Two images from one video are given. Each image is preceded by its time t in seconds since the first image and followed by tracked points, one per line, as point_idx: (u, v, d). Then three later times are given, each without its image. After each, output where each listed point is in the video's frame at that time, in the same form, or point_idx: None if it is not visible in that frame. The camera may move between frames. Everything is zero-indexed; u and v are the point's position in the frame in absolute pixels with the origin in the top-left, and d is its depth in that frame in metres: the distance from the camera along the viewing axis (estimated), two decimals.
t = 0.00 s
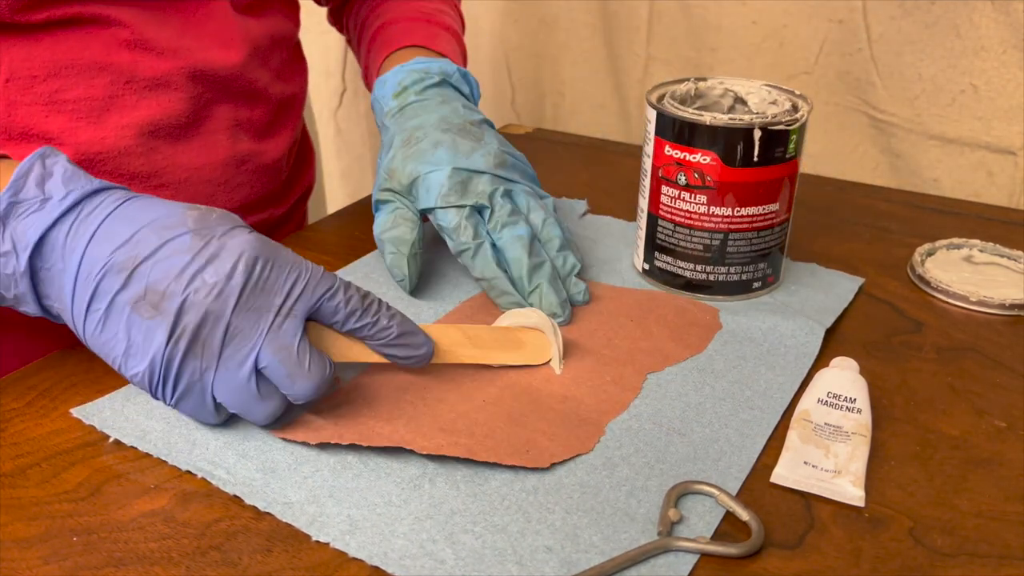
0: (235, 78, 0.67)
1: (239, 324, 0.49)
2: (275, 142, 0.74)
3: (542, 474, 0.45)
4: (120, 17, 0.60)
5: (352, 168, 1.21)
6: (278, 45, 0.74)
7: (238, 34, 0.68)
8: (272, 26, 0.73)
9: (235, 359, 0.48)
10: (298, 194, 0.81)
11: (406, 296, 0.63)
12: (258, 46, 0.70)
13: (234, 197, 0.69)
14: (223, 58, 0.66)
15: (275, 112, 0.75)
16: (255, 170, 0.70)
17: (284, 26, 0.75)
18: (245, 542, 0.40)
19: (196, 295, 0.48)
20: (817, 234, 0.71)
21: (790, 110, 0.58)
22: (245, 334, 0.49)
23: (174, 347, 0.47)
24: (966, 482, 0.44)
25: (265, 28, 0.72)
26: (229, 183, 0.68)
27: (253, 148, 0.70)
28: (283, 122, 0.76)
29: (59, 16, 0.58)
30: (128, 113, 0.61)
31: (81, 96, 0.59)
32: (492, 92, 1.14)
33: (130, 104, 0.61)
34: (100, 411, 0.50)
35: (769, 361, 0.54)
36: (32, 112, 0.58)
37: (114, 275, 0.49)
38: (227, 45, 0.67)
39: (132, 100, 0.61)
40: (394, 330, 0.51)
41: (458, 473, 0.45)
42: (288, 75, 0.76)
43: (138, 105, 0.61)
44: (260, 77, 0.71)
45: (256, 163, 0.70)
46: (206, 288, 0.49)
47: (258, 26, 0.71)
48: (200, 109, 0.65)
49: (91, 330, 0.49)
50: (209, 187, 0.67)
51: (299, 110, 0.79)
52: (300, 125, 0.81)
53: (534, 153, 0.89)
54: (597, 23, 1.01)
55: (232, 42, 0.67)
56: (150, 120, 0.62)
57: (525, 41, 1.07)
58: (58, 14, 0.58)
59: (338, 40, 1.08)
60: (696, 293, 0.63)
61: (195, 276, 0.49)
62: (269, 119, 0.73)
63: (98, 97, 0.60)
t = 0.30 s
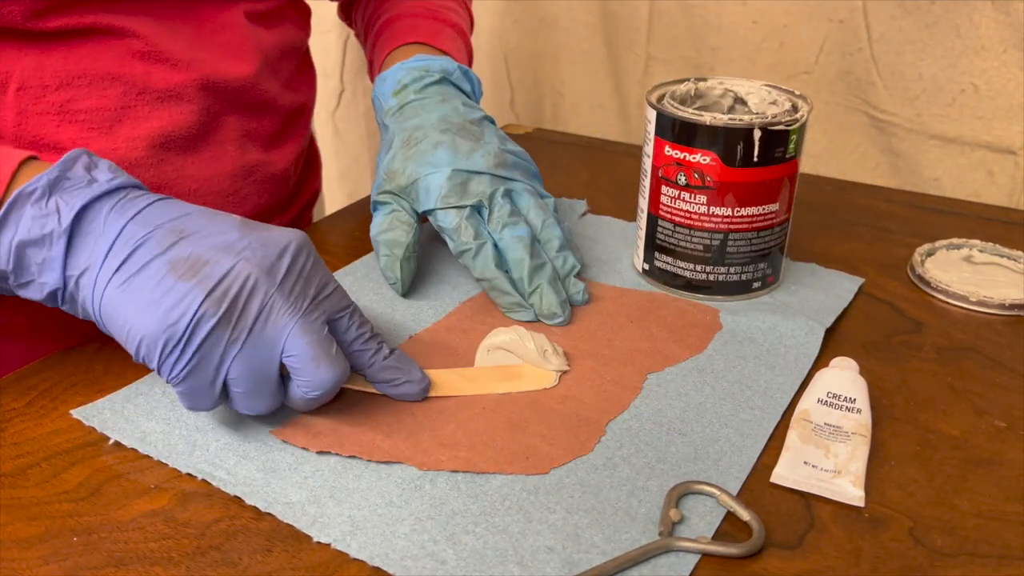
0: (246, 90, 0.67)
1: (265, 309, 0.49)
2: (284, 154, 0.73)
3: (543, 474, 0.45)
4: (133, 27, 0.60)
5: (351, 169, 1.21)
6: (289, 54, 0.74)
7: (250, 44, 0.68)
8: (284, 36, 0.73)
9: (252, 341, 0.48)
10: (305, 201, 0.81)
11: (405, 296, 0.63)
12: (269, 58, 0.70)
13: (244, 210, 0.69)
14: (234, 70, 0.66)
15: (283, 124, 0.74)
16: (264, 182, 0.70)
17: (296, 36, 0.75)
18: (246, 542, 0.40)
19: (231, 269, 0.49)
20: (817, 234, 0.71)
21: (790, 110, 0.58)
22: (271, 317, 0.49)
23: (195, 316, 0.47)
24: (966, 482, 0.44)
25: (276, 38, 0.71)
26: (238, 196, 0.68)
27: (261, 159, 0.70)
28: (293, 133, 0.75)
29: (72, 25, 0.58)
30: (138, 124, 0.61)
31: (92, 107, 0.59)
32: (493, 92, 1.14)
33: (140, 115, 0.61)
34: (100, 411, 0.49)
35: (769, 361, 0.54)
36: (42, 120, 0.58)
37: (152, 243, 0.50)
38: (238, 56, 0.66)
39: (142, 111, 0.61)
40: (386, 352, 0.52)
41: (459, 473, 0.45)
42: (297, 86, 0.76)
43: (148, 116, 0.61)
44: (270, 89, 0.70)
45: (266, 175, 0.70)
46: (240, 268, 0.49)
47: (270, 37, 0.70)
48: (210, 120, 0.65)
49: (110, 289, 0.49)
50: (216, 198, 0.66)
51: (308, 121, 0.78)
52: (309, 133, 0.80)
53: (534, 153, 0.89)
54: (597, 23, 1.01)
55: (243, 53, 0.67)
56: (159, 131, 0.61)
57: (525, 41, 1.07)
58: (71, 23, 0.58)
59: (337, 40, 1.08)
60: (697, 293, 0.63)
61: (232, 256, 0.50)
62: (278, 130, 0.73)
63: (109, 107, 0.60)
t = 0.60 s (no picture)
0: (257, 88, 0.67)
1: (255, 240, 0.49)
2: (292, 152, 0.74)
3: (542, 475, 0.45)
4: (150, 24, 0.60)
5: (350, 169, 1.21)
6: (298, 53, 0.74)
7: (262, 42, 0.67)
8: (293, 34, 0.73)
9: (229, 260, 0.48)
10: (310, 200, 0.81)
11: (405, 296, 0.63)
12: (279, 56, 0.70)
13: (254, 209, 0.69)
14: (246, 68, 0.66)
15: (292, 122, 0.74)
16: (273, 180, 0.70)
17: (303, 33, 0.75)
18: (245, 543, 0.40)
19: (236, 190, 0.49)
20: (817, 234, 0.71)
21: (789, 109, 0.58)
22: (253, 248, 0.49)
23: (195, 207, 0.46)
24: (966, 482, 0.44)
25: (286, 37, 0.72)
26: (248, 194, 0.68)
27: (270, 157, 0.70)
28: (299, 131, 0.76)
29: (90, 19, 0.58)
30: (154, 123, 0.61)
31: (109, 104, 0.59)
32: (493, 92, 1.14)
33: (156, 113, 0.61)
34: (100, 411, 0.49)
35: (769, 361, 0.54)
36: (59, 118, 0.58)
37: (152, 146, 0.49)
38: (251, 54, 0.66)
39: (158, 110, 0.61)
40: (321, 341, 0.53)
41: (459, 473, 0.45)
42: (304, 85, 0.76)
43: (164, 114, 0.61)
44: (281, 87, 0.70)
45: (274, 174, 0.70)
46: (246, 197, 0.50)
47: (279, 35, 0.70)
48: (222, 118, 0.65)
49: (99, 157, 0.46)
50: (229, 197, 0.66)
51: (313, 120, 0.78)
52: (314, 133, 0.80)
53: (535, 153, 0.89)
54: (597, 23, 1.01)
55: (256, 51, 0.67)
56: (174, 131, 0.61)
57: (525, 41, 1.07)
58: (89, 17, 0.57)
59: (337, 39, 1.08)
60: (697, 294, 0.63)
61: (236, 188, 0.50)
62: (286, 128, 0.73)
63: (125, 105, 0.59)
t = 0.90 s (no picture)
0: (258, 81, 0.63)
1: (173, 227, 0.42)
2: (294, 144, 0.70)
3: (542, 475, 0.45)
4: (149, 14, 0.55)
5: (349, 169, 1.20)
6: (298, 44, 0.69)
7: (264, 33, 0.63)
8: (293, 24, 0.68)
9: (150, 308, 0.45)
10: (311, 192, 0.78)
11: (405, 295, 0.63)
12: (278, 48, 0.65)
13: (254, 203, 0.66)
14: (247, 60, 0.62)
15: (291, 114, 0.70)
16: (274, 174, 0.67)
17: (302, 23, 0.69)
18: (245, 543, 0.40)
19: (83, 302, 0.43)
20: (816, 234, 0.71)
21: (789, 109, 0.58)
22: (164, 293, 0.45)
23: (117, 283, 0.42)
24: (966, 482, 0.44)
25: (287, 28, 0.67)
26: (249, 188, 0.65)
27: (270, 149, 0.67)
28: (300, 122, 0.72)
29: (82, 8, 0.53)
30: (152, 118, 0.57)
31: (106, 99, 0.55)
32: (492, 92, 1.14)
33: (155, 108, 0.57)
34: (100, 411, 0.49)
35: (769, 361, 0.54)
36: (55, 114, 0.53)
37: None
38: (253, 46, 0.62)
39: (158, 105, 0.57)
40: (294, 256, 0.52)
41: (459, 473, 0.45)
42: (303, 76, 0.71)
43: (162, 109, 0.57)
44: (280, 79, 0.66)
45: (275, 167, 0.67)
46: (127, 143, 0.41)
47: (279, 27, 0.66)
48: (222, 112, 0.62)
49: None
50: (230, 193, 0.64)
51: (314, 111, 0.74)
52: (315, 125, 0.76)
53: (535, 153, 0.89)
54: (597, 24, 1.01)
55: (258, 41, 0.62)
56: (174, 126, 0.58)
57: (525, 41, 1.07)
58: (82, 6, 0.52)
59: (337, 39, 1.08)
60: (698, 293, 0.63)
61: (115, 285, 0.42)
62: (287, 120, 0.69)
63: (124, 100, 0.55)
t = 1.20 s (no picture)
0: (248, 78, 0.63)
1: (104, 284, 0.45)
2: (291, 142, 0.69)
3: (542, 475, 0.45)
4: (135, 13, 0.56)
5: (350, 169, 1.21)
6: (292, 44, 0.70)
7: (253, 31, 0.63)
8: (283, 25, 0.69)
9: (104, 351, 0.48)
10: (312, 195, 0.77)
11: (406, 295, 0.63)
12: (271, 47, 0.66)
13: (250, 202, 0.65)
14: (237, 58, 0.62)
15: (289, 113, 0.69)
16: (271, 172, 0.66)
17: (294, 25, 0.71)
18: (245, 542, 0.40)
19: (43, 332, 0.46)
20: (816, 234, 0.71)
21: (789, 109, 0.58)
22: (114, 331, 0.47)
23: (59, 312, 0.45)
24: (966, 483, 0.44)
25: (279, 28, 0.68)
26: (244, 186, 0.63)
27: (265, 148, 0.65)
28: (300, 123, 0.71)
29: (73, 10, 0.54)
30: (142, 116, 0.57)
31: (95, 97, 0.55)
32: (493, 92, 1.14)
33: (143, 105, 0.57)
34: (100, 411, 0.49)
35: (769, 361, 0.54)
36: (46, 112, 0.54)
37: None
38: (243, 43, 0.62)
39: (147, 101, 0.57)
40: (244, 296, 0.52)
41: (459, 472, 0.45)
42: (298, 76, 0.72)
43: (151, 107, 0.57)
44: (274, 77, 0.66)
45: (271, 164, 0.66)
46: (73, 213, 0.44)
47: (268, 25, 0.66)
48: (212, 108, 0.61)
49: None
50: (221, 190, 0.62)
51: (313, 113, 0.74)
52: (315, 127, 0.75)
53: (535, 153, 0.89)
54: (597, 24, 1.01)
55: (247, 39, 0.62)
56: (163, 123, 0.58)
57: (525, 41, 1.07)
58: (73, 8, 0.54)
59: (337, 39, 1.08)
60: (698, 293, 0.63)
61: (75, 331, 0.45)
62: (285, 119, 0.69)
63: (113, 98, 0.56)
